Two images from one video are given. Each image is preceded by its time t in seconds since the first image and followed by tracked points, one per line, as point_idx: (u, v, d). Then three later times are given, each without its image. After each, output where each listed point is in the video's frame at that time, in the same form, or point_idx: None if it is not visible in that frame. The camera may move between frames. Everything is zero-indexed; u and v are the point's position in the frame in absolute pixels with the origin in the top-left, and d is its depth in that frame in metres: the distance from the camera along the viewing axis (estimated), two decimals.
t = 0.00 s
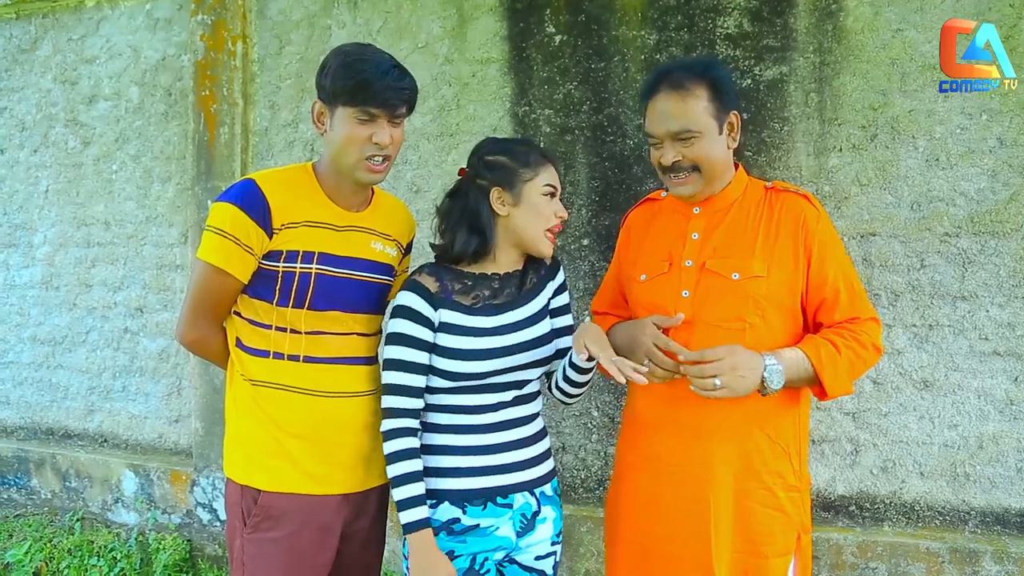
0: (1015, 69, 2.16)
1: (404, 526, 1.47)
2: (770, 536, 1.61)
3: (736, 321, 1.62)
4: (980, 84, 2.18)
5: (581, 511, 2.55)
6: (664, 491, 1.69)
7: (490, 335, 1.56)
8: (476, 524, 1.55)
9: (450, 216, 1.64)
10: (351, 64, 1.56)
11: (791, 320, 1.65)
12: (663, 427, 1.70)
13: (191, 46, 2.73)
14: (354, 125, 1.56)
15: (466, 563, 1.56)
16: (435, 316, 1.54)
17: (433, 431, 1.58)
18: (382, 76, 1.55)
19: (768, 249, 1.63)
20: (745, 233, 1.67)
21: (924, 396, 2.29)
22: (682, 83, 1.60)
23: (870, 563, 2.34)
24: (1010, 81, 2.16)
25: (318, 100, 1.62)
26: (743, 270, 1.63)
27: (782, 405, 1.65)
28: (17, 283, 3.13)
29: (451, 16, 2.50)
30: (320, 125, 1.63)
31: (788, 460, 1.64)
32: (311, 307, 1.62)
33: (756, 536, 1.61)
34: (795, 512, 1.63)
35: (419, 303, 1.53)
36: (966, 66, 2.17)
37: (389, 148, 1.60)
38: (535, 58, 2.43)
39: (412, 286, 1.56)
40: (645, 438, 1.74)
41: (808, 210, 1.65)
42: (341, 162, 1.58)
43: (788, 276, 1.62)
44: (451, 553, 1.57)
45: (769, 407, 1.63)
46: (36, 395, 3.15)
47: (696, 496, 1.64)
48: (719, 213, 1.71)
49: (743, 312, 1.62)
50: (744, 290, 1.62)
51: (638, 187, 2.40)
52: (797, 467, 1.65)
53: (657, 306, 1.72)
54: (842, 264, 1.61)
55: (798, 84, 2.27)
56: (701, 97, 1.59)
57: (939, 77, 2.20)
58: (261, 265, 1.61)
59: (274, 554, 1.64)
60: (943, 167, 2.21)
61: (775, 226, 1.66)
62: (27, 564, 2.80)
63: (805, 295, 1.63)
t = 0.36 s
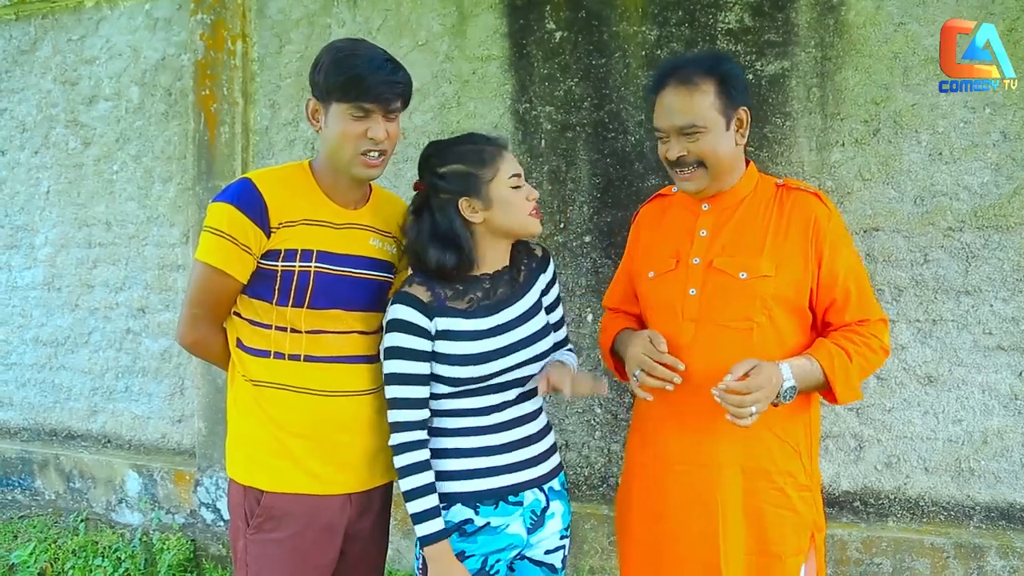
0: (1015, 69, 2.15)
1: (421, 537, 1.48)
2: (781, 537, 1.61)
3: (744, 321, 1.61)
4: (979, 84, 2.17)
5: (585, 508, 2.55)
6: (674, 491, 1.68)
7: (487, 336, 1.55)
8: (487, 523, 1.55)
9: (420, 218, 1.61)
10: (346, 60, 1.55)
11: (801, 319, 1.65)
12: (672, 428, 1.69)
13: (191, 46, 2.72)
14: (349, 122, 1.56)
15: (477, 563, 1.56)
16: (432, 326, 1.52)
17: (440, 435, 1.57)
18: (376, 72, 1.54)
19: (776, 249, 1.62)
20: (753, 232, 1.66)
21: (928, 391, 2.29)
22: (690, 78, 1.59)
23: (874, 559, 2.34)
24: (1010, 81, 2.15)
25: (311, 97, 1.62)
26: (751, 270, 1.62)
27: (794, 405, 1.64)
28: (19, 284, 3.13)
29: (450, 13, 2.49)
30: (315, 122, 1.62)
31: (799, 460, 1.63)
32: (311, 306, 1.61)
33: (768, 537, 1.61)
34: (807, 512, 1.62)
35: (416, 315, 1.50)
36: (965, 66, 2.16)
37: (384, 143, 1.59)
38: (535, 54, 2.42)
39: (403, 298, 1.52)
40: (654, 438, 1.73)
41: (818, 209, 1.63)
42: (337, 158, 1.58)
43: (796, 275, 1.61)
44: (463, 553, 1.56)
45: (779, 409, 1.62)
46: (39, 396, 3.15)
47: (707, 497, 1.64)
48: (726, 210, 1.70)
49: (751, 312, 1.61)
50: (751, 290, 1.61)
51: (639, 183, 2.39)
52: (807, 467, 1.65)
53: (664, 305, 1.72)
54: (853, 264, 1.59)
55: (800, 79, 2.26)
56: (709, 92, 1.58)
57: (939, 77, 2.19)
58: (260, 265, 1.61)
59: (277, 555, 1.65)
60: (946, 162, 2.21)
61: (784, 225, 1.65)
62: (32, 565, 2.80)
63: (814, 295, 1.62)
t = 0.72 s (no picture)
0: (1015, 69, 2.15)
1: (422, 538, 1.48)
2: (777, 541, 1.59)
3: (745, 321, 1.61)
4: (980, 84, 2.16)
5: (586, 507, 2.54)
6: (674, 490, 1.69)
7: (482, 333, 1.55)
8: (490, 518, 1.55)
9: (428, 205, 1.61)
10: (346, 57, 1.54)
11: (806, 322, 1.63)
12: (675, 426, 1.70)
13: (193, 44, 2.72)
14: (348, 120, 1.55)
15: (483, 560, 1.55)
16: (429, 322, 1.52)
17: (439, 433, 1.57)
18: (376, 69, 1.53)
19: (781, 250, 1.62)
20: (759, 232, 1.65)
21: (931, 389, 2.28)
22: (701, 77, 1.58)
23: (876, 558, 2.33)
24: (1010, 81, 2.15)
25: (310, 94, 1.62)
26: (754, 269, 1.61)
27: (796, 408, 1.63)
28: (20, 282, 3.13)
29: (452, 11, 2.48)
30: (314, 118, 1.62)
31: (800, 464, 1.62)
32: (309, 305, 1.61)
33: (764, 541, 1.60)
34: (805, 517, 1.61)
35: (413, 312, 1.50)
36: (967, 66, 2.16)
37: (384, 142, 1.59)
38: (537, 52, 2.42)
39: (401, 296, 1.52)
40: (658, 436, 1.74)
41: (828, 213, 1.61)
42: (336, 156, 1.58)
43: (801, 278, 1.60)
44: (468, 550, 1.55)
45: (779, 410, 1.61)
46: (40, 395, 3.15)
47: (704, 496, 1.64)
48: (735, 209, 1.70)
49: (752, 312, 1.60)
50: (754, 290, 1.60)
51: (641, 181, 2.39)
52: (808, 471, 1.64)
53: (670, 301, 1.73)
54: (860, 270, 1.57)
55: (802, 77, 2.25)
56: (720, 89, 1.58)
57: (939, 77, 2.18)
58: (258, 264, 1.60)
59: (277, 555, 1.64)
60: (948, 159, 2.20)
61: (790, 227, 1.63)
62: (33, 564, 2.80)
63: (820, 299, 1.61)
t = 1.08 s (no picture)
0: (1016, 69, 2.15)
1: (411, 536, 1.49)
2: (776, 541, 1.59)
3: (743, 319, 1.61)
4: (979, 84, 2.16)
5: (587, 506, 2.54)
6: (674, 490, 1.69)
7: (485, 356, 1.52)
8: (477, 519, 1.56)
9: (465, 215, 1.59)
10: (344, 58, 1.54)
11: (806, 320, 1.63)
12: (676, 425, 1.70)
13: (191, 44, 2.72)
14: (347, 123, 1.55)
15: (467, 556, 1.57)
16: (439, 325, 1.51)
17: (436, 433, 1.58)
18: (375, 69, 1.53)
19: (779, 249, 1.61)
20: (758, 231, 1.65)
21: (931, 387, 2.28)
22: (697, 79, 1.58)
23: (877, 556, 2.33)
24: (1011, 81, 2.15)
25: (308, 97, 1.61)
26: (752, 267, 1.61)
27: (797, 408, 1.62)
28: (20, 284, 3.13)
29: (450, 11, 2.48)
30: (312, 121, 1.61)
31: (799, 464, 1.61)
32: (309, 307, 1.61)
33: (763, 541, 1.60)
34: (804, 517, 1.60)
35: (425, 312, 1.50)
36: (967, 66, 2.16)
37: (383, 143, 1.59)
38: (535, 51, 2.41)
39: (415, 294, 1.51)
40: (659, 435, 1.74)
41: (828, 211, 1.60)
42: (335, 159, 1.58)
43: (798, 276, 1.59)
44: (452, 544, 1.57)
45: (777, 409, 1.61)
46: (40, 396, 3.15)
47: (704, 494, 1.64)
48: (735, 207, 1.70)
49: (750, 310, 1.60)
50: (751, 288, 1.60)
51: (640, 181, 2.39)
52: (809, 471, 1.62)
53: (671, 301, 1.74)
54: (858, 267, 1.55)
55: (801, 75, 2.25)
56: (715, 91, 1.57)
57: (940, 77, 2.18)
58: (257, 266, 1.60)
59: (277, 557, 1.64)
60: (948, 157, 2.20)
61: (790, 225, 1.63)
62: (34, 566, 2.80)
63: (819, 297, 1.60)
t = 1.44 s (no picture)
0: (1015, 69, 2.15)
1: (414, 538, 1.50)
2: (777, 530, 1.58)
3: (748, 306, 1.61)
4: (980, 84, 2.16)
5: (587, 505, 2.54)
6: (678, 480, 1.69)
7: (495, 358, 1.52)
8: (476, 515, 1.56)
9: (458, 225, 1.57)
10: (340, 56, 1.54)
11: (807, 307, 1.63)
12: (680, 413, 1.70)
13: (187, 45, 2.72)
14: (345, 125, 1.55)
15: (466, 551, 1.56)
16: (446, 334, 1.50)
17: (443, 429, 1.59)
18: (371, 68, 1.53)
19: (781, 235, 1.62)
20: (758, 219, 1.66)
21: (930, 383, 2.28)
22: (696, 65, 1.64)
23: (878, 552, 2.33)
24: (1010, 81, 2.15)
25: (305, 97, 1.61)
26: (756, 254, 1.61)
27: (799, 396, 1.62)
28: (18, 286, 3.12)
29: (447, 9, 2.48)
30: (309, 122, 1.61)
31: (801, 453, 1.61)
32: (310, 305, 1.61)
33: (765, 529, 1.59)
34: (805, 507, 1.59)
35: (432, 324, 1.48)
36: (966, 66, 2.16)
37: (380, 145, 1.59)
38: (533, 50, 2.41)
39: (421, 304, 1.50)
40: (662, 425, 1.74)
41: (826, 197, 1.61)
42: (331, 163, 1.58)
43: (800, 262, 1.60)
44: (452, 540, 1.56)
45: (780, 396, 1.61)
46: (40, 398, 3.14)
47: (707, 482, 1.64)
48: (735, 198, 1.71)
49: (755, 296, 1.60)
50: (755, 274, 1.60)
51: (639, 178, 2.38)
52: (811, 459, 1.62)
53: (674, 294, 1.73)
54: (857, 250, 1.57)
55: (798, 72, 2.25)
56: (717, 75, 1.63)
57: (939, 77, 2.18)
58: (256, 265, 1.60)
59: (278, 557, 1.64)
60: (945, 153, 2.20)
61: (790, 212, 1.63)
62: (35, 568, 2.80)
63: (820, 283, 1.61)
